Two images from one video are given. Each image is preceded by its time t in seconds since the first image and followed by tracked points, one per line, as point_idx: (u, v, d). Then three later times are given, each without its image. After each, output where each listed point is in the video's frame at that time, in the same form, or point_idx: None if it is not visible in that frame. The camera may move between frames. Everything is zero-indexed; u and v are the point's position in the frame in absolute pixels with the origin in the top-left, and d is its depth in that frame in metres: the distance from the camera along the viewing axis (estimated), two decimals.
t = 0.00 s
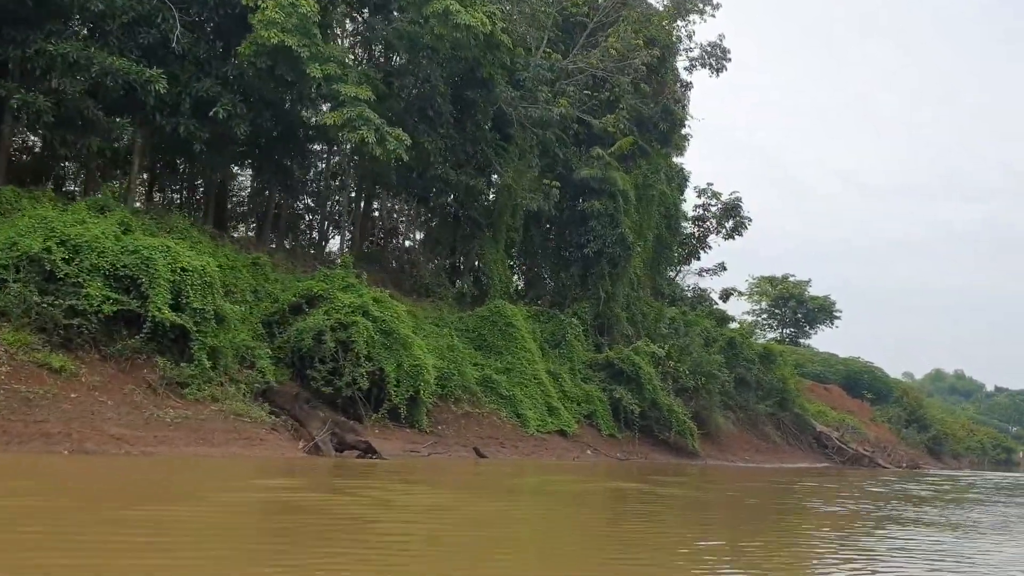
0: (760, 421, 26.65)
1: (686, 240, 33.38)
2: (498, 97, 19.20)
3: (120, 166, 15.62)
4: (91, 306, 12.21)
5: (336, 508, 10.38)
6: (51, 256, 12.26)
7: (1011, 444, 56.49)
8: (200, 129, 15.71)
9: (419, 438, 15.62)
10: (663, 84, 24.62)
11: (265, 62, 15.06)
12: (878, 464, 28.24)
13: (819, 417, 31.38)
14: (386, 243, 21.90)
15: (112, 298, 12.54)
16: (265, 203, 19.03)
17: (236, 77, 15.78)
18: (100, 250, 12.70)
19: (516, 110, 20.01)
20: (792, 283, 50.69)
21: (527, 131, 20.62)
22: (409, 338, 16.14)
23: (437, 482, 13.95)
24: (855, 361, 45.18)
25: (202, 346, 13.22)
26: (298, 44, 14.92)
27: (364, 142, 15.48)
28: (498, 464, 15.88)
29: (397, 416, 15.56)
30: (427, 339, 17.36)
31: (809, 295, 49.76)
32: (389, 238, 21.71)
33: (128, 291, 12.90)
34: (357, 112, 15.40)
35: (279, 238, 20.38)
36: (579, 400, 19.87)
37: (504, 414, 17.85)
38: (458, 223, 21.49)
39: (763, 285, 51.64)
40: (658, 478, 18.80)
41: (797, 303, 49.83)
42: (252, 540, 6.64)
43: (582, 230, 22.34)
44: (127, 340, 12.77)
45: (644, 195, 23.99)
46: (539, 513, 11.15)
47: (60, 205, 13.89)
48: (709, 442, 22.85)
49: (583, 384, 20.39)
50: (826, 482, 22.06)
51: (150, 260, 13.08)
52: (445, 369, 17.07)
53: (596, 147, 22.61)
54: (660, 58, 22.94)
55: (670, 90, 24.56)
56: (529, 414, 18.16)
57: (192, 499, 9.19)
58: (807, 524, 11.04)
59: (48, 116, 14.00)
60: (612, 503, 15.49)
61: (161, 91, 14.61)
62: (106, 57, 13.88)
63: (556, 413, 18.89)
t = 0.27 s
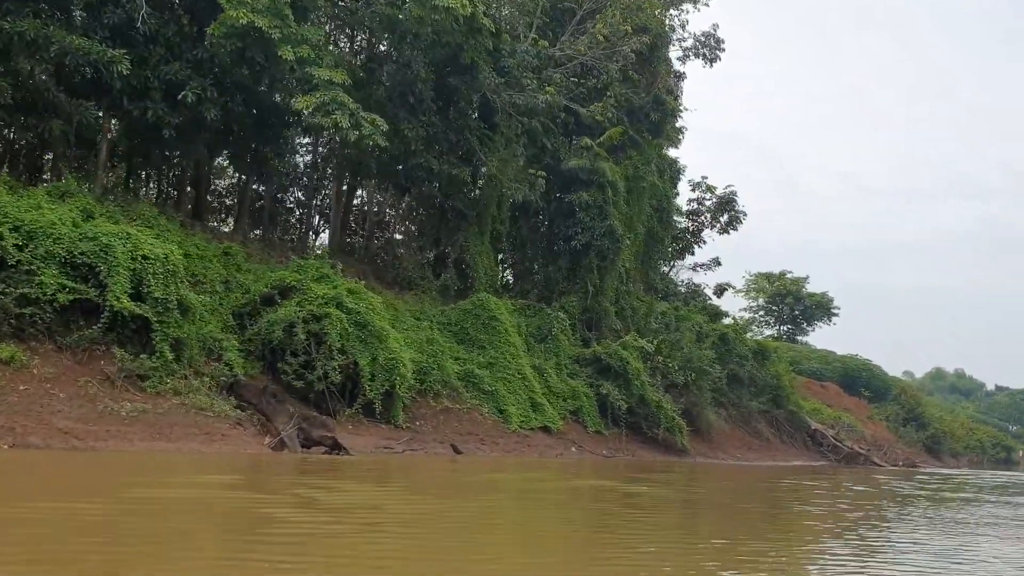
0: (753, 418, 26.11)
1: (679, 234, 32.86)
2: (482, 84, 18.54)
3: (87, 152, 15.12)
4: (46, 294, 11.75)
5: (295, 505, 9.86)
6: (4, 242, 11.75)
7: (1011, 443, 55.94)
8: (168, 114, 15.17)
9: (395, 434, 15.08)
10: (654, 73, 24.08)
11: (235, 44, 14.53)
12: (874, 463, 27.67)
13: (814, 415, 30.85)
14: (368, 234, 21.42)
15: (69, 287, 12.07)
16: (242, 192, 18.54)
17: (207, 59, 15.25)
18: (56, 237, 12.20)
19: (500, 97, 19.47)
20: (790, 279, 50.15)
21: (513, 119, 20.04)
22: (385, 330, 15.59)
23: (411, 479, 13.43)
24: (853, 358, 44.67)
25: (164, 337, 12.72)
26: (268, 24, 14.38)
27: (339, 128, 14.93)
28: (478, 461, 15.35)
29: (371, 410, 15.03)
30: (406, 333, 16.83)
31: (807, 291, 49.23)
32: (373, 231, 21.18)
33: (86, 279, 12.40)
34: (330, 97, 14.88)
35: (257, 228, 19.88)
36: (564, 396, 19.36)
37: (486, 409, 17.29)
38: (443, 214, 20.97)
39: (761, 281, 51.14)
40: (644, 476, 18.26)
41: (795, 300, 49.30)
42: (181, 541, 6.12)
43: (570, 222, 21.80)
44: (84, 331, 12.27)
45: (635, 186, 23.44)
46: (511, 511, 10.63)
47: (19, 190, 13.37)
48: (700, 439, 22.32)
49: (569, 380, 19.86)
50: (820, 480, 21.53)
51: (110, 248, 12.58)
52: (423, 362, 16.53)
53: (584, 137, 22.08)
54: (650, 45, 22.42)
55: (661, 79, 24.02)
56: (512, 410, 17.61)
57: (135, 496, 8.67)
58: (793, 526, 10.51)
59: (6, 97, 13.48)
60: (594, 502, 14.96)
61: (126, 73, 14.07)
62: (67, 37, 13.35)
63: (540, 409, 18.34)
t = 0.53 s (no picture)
0: (743, 405, 25.62)
1: (671, 218, 32.31)
2: (461, 59, 17.95)
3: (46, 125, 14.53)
4: None
5: (250, 491, 9.33)
6: None
7: (1008, 431, 55.55)
8: (131, 86, 14.57)
9: (367, 419, 14.57)
10: (643, 52, 23.48)
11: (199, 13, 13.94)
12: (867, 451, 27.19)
13: (806, 402, 30.35)
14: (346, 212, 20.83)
15: (18, 266, 11.54)
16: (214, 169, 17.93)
17: (172, 31, 14.55)
18: (4, 212, 11.64)
19: (482, 73, 18.88)
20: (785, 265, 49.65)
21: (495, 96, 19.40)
22: (358, 313, 15.06)
23: (381, 468, 12.90)
24: (848, 345, 44.19)
25: (120, 319, 12.21)
26: None
27: (308, 101, 14.36)
28: (455, 448, 14.83)
29: (342, 395, 14.52)
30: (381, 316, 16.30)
31: (802, 277, 48.73)
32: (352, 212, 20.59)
33: (38, 257, 11.87)
34: (299, 69, 14.30)
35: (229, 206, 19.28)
36: (547, 381, 18.84)
37: (465, 395, 16.75)
38: (424, 194, 20.40)
39: (755, 267, 50.63)
40: (627, 463, 17.77)
41: (789, 286, 48.81)
42: (96, 524, 5.59)
43: (555, 203, 21.23)
44: (36, 311, 11.77)
45: (623, 167, 22.86)
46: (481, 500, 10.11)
47: None
48: (688, 426, 21.82)
49: (553, 365, 19.32)
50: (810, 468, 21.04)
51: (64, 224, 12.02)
52: (398, 345, 15.97)
53: (570, 116, 21.49)
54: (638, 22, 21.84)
55: (650, 58, 23.44)
56: (491, 395, 17.10)
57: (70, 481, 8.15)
58: (776, 518, 10.00)
59: None
60: (574, 490, 14.45)
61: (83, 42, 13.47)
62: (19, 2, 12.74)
63: (521, 394, 17.81)
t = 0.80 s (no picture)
0: (728, 404, 25.10)
1: (657, 214, 31.83)
2: (434, 47, 17.40)
3: None
4: None
5: (192, 496, 8.77)
6: None
7: (999, 430, 55.17)
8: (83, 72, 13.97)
9: (331, 419, 14.00)
10: (626, 43, 22.95)
11: None
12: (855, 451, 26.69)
13: (793, 401, 29.87)
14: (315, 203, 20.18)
15: None
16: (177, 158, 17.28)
17: (127, 15, 13.90)
18: None
19: (456, 62, 18.32)
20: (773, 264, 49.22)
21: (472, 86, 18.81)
22: (322, 308, 14.49)
23: (344, 473, 12.33)
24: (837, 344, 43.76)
25: (65, 314, 11.63)
26: None
27: (269, 86, 13.79)
28: (424, 449, 14.28)
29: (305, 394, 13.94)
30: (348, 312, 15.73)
31: (791, 276, 48.31)
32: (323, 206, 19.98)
33: None
34: (259, 53, 13.73)
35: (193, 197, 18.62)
36: (524, 379, 18.28)
37: (436, 394, 16.18)
38: (398, 187, 19.81)
39: (744, 266, 50.19)
40: (606, 463, 17.23)
41: (778, 285, 48.37)
42: None
43: (534, 196, 20.68)
44: None
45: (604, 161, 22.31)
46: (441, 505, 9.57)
47: None
48: (670, 426, 21.28)
49: (531, 363, 18.76)
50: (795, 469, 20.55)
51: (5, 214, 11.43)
52: (366, 342, 15.38)
53: (549, 108, 20.94)
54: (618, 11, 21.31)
55: (631, 49, 22.92)
56: (464, 394, 16.53)
57: None
58: (751, 523, 9.48)
59: None
60: (547, 491, 13.91)
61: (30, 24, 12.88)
62: None
63: (496, 393, 17.24)
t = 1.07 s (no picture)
0: (721, 405, 24.55)
1: (651, 212, 31.31)
2: (413, 37, 16.86)
3: None
4: None
5: (138, 504, 8.27)
6: None
7: (1000, 432, 54.58)
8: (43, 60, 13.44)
9: (302, 421, 13.47)
10: (616, 35, 22.42)
11: None
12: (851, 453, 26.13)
13: (789, 402, 29.32)
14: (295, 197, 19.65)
15: None
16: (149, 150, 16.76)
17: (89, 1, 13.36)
18: None
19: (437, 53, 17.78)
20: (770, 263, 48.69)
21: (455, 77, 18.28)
22: (293, 306, 13.95)
23: (313, 479, 11.81)
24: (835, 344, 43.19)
25: (16, 311, 11.09)
26: None
27: (236, 75, 13.24)
28: (400, 452, 13.76)
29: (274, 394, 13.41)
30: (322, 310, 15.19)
31: (788, 275, 47.76)
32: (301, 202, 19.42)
33: None
34: (225, 40, 13.18)
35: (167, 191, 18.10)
36: (507, 380, 17.74)
37: (415, 394, 15.65)
38: (379, 182, 19.26)
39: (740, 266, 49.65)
40: (591, 466, 16.69)
41: (775, 285, 47.83)
42: None
43: (519, 192, 20.15)
44: None
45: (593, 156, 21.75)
46: (405, 514, 9.07)
47: None
48: (660, 427, 20.72)
49: (514, 362, 18.22)
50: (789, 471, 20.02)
51: None
52: (341, 341, 14.85)
53: (535, 101, 20.42)
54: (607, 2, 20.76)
55: (621, 42, 22.38)
56: (444, 395, 15.98)
57: None
58: (734, 533, 8.97)
59: None
60: (527, 497, 13.37)
61: None
62: None
63: (478, 393, 16.69)
